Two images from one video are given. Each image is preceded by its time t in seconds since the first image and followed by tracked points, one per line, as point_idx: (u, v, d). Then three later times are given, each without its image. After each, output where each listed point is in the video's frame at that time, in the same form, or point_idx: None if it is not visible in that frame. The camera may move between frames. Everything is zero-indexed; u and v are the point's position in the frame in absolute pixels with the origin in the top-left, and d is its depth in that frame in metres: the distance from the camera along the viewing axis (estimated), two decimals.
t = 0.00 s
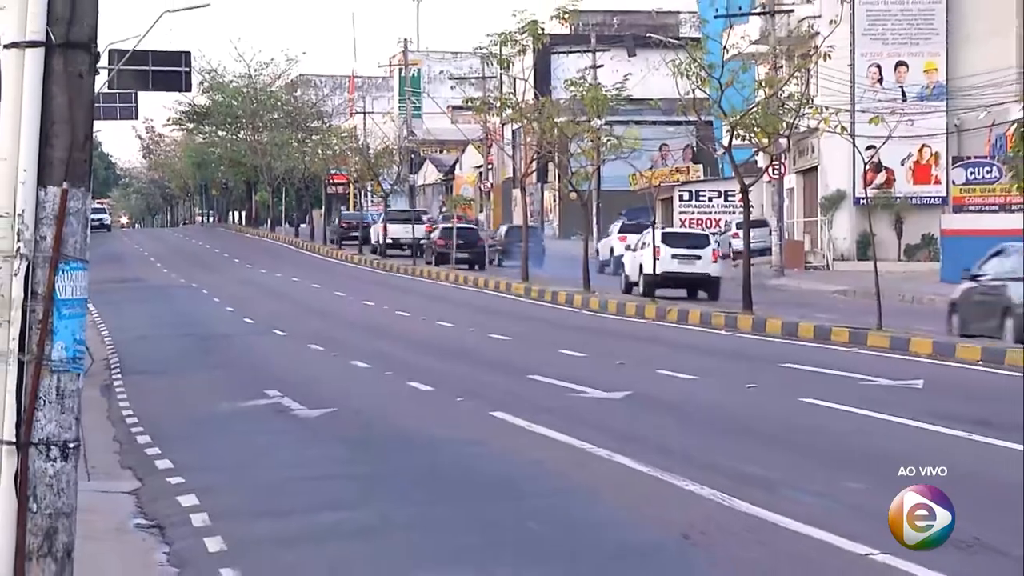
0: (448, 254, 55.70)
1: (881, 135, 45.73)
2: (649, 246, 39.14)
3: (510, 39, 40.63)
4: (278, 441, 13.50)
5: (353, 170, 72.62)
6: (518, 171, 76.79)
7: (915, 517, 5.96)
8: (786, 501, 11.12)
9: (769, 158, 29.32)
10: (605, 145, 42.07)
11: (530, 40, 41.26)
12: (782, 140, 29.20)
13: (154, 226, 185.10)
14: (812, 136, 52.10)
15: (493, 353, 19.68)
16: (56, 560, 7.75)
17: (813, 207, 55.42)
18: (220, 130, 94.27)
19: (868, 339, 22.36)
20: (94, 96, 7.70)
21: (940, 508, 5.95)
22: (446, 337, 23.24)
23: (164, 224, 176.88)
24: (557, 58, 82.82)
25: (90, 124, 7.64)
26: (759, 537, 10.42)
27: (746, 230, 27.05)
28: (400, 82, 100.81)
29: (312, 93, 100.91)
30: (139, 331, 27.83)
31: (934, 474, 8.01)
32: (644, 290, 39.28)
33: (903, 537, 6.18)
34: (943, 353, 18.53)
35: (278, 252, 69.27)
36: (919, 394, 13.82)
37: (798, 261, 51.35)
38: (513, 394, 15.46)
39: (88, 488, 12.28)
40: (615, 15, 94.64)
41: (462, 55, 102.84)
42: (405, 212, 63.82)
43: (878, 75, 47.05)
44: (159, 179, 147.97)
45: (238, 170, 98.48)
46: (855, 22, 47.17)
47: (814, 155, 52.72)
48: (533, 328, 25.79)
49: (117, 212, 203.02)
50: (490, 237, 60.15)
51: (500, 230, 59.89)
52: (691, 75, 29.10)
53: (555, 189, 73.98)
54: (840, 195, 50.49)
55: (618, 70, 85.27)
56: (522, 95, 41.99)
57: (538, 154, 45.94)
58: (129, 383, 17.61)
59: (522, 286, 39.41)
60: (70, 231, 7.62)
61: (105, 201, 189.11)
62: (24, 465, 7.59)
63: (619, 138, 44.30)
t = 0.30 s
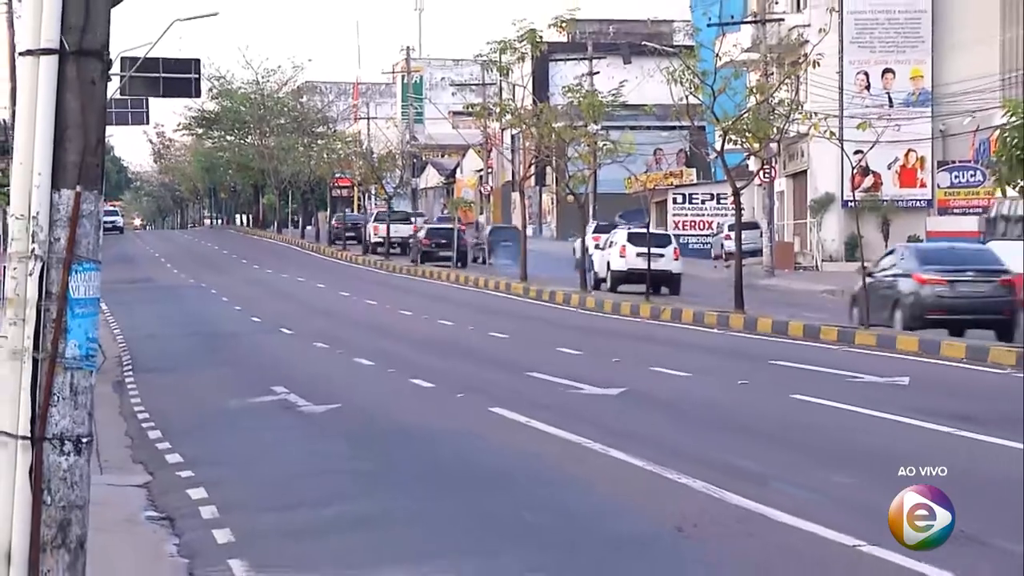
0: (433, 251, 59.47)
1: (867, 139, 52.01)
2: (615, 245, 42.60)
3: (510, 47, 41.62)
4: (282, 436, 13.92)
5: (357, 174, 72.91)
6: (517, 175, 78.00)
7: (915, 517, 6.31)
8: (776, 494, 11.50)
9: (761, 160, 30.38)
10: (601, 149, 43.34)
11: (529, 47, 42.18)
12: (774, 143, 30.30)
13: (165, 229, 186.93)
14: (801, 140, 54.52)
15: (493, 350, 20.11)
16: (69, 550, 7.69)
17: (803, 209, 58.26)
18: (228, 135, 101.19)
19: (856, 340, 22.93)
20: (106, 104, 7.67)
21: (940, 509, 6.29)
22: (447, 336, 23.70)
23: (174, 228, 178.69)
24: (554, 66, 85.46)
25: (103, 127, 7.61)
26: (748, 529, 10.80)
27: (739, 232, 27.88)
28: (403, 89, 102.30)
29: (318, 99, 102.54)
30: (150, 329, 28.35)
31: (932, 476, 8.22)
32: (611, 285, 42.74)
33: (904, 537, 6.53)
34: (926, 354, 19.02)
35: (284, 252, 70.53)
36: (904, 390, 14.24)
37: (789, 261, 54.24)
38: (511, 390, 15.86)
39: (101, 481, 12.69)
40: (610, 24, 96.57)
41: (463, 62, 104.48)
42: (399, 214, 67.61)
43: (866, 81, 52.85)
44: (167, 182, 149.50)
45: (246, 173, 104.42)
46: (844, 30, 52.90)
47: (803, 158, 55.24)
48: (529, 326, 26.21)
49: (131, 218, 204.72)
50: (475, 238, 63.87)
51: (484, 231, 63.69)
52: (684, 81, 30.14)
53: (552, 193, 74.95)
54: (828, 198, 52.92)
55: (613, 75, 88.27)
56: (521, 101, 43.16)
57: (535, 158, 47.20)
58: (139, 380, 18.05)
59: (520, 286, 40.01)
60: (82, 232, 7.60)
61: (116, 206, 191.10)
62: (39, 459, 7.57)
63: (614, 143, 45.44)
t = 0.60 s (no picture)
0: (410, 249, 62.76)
1: (846, 143, 56.88)
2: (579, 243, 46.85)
3: (501, 52, 44.10)
4: (280, 431, 14.29)
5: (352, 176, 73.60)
6: (510, 176, 78.87)
7: (915, 518, 6.17)
8: (759, 487, 11.87)
9: (742, 162, 31.89)
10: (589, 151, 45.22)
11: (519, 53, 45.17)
12: (754, 146, 31.90)
13: (165, 230, 187.74)
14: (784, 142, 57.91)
15: (485, 346, 20.51)
16: (72, 542, 7.53)
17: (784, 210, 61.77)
18: (228, 138, 101.98)
19: (836, 338, 23.47)
20: (108, 107, 7.51)
21: (940, 509, 6.15)
22: (440, 332, 24.14)
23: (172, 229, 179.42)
24: (544, 71, 87.24)
25: (107, 129, 7.42)
26: (732, 521, 11.15)
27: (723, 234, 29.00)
28: (397, 94, 103.55)
29: (316, 103, 103.53)
30: (152, 327, 28.75)
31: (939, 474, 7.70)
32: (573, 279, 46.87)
33: (903, 538, 6.37)
34: (904, 352, 19.51)
35: (282, 252, 71.34)
36: (883, 385, 14.65)
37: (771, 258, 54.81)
38: (502, 385, 16.24)
39: (102, 474, 13.03)
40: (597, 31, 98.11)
41: (456, 68, 105.67)
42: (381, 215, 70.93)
43: (846, 85, 56.87)
44: (169, 184, 150.66)
45: (244, 176, 104.82)
46: (825, 37, 56.75)
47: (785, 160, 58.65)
48: (519, 323, 26.65)
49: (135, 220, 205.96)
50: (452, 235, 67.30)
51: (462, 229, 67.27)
52: (668, 86, 31.55)
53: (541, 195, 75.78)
54: (808, 199, 56.75)
55: (601, 80, 90.15)
56: (511, 105, 45.14)
57: (527, 159, 48.23)
58: (141, 375, 18.45)
59: (512, 285, 40.58)
60: (85, 234, 7.40)
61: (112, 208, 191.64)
62: (42, 452, 7.38)
63: (602, 145, 46.43)
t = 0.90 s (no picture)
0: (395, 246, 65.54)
1: (832, 144, 61.04)
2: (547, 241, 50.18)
3: (497, 56, 46.72)
4: (281, 425, 14.66)
5: (351, 176, 74.32)
6: (506, 177, 79.62)
7: (915, 516, 6.70)
8: (746, 479, 12.27)
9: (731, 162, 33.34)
10: (582, 152, 46.60)
11: (514, 58, 47.22)
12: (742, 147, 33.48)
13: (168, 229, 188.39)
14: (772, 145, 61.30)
15: (481, 342, 20.93)
16: (79, 532, 7.93)
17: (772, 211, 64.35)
18: (230, 139, 102.50)
19: (821, 333, 23.93)
20: (114, 110, 7.85)
21: (939, 508, 6.69)
22: (436, 329, 24.56)
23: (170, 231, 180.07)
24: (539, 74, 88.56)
25: (111, 132, 7.78)
26: (721, 511, 11.55)
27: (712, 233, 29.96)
28: (395, 95, 104.45)
29: (316, 105, 104.29)
30: (156, 324, 29.14)
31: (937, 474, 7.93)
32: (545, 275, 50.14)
33: (905, 535, 6.93)
34: (888, 348, 19.95)
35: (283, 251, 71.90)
36: (868, 380, 15.03)
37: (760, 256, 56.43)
38: (497, 380, 16.64)
39: (109, 466, 13.41)
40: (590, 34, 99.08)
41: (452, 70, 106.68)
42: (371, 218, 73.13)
43: (831, 88, 61.09)
44: (172, 184, 151.70)
45: (246, 177, 105.46)
46: (811, 41, 60.94)
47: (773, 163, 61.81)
48: (515, 320, 27.05)
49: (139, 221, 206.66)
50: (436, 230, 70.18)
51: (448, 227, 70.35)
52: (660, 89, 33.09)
53: (536, 194, 76.45)
54: (796, 200, 60.32)
55: (594, 83, 91.46)
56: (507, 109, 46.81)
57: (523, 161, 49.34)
58: (146, 371, 18.82)
59: (507, 283, 41.05)
60: (91, 233, 7.76)
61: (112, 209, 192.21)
62: (50, 446, 7.75)
63: (595, 147, 47.43)
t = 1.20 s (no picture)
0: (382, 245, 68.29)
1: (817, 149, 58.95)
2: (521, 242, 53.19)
3: (493, 63, 47.57)
4: (284, 422, 15.05)
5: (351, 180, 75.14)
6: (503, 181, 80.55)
7: (915, 518, 6.45)
8: (735, 473, 12.65)
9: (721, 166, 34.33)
10: (575, 156, 47.48)
11: (508, 65, 48.19)
12: (731, 151, 34.50)
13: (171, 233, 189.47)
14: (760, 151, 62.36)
15: (477, 341, 21.36)
16: (87, 525, 7.95)
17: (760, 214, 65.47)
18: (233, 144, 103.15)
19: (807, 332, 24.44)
20: (121, 115, 7.92)
21: (940, 511, 6.44)
22: (434, 328, 25.00)
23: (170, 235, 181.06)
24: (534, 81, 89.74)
25: (117, 135, 7.83)
26: (710, 505, 11.93)
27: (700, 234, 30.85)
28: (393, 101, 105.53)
29: (316, 111, 105.26)
30: (161, 323, 29.55)
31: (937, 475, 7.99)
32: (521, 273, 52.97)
33: (904, 535, 6.68)
34: (872, 347, 20.44)
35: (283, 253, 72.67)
36: (852, 378, 15.47)
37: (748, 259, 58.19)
38: (493, 377, 17.04)
39: (117, 461, 13.79)
40: (583, 43, 100.13)
41: (450, 77, 107.82)
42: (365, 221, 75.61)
43: (817, 94, 60.89)
44: (176, 188, 152.76)
45: (248, 180, 106.33)
46: (797, 49, 60.74)
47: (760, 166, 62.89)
48: (512, 319, 27.49)
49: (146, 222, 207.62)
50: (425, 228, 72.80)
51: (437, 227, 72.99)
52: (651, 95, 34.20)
53: (531, 197, 77.41)
54: (784, 203, 60.52)
55: (588, 89, 92.69)
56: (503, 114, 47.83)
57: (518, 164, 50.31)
58: (152, 369, 19.21)
59: (502, 283, 41.60)
60: (99, 235, 7.82)
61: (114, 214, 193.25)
62: (58, 441, 7.75)
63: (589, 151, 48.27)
